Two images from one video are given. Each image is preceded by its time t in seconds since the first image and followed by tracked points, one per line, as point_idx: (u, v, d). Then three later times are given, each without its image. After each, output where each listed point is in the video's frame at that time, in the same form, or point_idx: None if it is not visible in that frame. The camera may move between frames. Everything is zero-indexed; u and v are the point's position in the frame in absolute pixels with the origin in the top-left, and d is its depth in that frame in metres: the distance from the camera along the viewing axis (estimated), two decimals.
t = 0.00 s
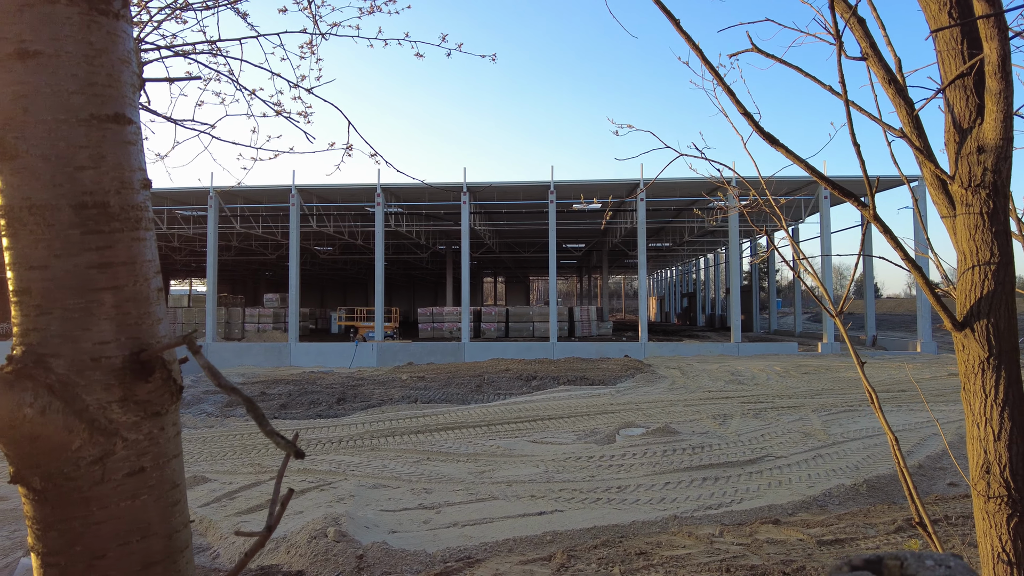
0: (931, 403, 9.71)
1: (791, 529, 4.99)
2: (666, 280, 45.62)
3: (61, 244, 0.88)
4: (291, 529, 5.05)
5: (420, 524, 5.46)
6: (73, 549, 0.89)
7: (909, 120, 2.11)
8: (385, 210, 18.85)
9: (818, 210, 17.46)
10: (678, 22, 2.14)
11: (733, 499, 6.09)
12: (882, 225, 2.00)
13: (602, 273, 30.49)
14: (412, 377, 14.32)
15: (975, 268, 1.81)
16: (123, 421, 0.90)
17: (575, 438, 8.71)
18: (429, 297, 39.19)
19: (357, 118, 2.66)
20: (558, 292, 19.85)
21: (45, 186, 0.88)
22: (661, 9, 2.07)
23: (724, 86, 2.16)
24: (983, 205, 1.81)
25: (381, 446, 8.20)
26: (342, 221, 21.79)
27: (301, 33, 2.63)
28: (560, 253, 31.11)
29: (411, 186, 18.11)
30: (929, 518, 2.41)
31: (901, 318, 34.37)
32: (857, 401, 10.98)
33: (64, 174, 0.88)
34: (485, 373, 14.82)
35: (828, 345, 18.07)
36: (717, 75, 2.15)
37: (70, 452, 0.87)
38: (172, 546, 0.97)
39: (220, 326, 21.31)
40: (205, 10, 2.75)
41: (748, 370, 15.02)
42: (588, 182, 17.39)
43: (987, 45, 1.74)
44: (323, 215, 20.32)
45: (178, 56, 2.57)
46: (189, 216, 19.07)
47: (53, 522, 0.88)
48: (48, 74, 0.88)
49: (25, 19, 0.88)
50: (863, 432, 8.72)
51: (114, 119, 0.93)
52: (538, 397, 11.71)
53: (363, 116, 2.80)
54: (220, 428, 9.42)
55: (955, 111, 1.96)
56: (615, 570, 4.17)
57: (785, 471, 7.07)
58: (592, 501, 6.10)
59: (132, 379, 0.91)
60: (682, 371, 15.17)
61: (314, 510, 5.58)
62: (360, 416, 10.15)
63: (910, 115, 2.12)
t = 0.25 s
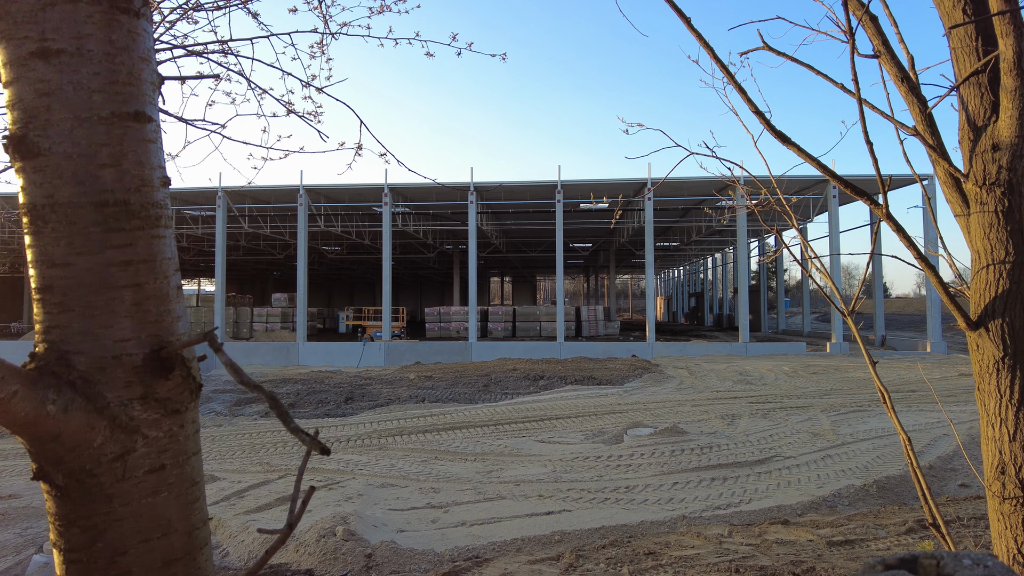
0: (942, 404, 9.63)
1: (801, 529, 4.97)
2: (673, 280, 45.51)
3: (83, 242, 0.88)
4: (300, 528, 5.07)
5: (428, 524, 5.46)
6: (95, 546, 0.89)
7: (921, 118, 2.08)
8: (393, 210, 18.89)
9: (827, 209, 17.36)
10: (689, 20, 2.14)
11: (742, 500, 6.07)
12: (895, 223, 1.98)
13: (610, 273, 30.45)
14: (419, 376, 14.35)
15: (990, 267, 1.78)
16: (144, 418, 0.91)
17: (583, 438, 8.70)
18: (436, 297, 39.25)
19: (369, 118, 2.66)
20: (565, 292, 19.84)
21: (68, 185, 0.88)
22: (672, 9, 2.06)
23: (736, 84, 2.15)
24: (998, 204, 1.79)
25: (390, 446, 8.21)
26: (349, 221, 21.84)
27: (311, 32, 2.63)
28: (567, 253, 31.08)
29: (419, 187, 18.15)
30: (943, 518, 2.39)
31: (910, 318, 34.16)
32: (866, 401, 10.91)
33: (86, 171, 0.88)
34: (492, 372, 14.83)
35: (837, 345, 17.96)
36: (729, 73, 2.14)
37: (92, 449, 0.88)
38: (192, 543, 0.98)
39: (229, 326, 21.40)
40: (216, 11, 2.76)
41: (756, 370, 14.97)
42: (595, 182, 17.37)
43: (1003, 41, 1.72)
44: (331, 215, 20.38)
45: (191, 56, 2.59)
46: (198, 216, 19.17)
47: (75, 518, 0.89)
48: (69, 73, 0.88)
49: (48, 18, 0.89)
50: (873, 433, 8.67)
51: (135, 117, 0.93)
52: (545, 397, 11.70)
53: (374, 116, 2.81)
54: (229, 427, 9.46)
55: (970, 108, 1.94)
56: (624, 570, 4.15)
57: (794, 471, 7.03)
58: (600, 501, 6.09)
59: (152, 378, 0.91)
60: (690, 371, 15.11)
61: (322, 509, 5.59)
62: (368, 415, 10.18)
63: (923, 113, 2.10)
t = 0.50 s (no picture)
0: (955, 405, 9.53)
1: (813, 530, 4.93)
2: (683, 280, 45.34)
3: (110, 240, 0.89)
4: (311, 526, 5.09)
5: (439, 523, 5.47)
6: (122, 543, 0.90)
7: (938, 115, 2.05)
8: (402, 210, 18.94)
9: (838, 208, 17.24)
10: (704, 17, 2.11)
11: (753, 500, 6.04)
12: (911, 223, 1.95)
13: (619, 272, 30.37)
14: (429, 375, 14.37)
15: (1009, 265, 1.76)
16: (169, 415, 0.91)
17: (593, 437, 8.68)
18: (445, 296, 39.32)
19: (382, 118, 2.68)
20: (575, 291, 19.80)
21: (94, 183, 0.89)
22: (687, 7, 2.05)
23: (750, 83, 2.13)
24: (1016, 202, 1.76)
25: (400, 445, 8.24)
26: (359, 221, 21.92)
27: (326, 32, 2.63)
28: (576, 252, 31.04)
29: (428, 186, 18.18)
30: (960, 518, 2.37)
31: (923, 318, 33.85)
32: (880, 402, 10.81)
33: (113, 170, 0.89)
34: (502, 371, 14.83)
35: (849, 344, 17.82)
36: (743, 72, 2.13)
37: (119, 445, 0.88)
38: (216, 539, 0.98)
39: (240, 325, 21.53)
40: (231, 12, 2.77)
41: (766, 370, 14.87)
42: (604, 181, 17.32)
43: None
44: (341, 214, 20.46)
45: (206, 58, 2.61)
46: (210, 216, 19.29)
47: (102, 514, 0.89)
48: (95, 72, 0.89)
49: (75, 17, 0.89)
50: (886, 433, 8.59)
51: (160, 115, 0.94)
52: (555, 396, 11.70)
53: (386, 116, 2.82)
54: (240, 425, 9.53)
55: (988, 106, 1.91)
56: (636, 570, 4.13)
57: (806, 471, 6.98)
58: (610, 501, 6.07)
59: (177, 375, 0.92)
60: (700, 371, 15.04)
61: (333, 507, 5.60)
62: (378, 414, 10.21)
63: (939, 110, 2.06)
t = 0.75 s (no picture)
0: (972, 405, 9.42)
1: (828, 531, 4.89)
2: (695, 279, 45.14)
3: (136, 238, 0.90)
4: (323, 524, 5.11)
5: (451, 521, 5.48)
6: (149, 538, 0.91)
7: (957, 112, 1.97)
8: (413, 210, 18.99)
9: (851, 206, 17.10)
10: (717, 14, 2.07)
11: (766, 500, 6.00)
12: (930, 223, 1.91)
13: (631, 271, 30.28)
14: (440, 375, 14.39)
15: None
16: (196, 412, 0.92)
17: (604, 437, 8.66)
18: (456, 295, 39.37)
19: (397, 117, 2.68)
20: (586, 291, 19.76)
21: (123, 181, 0.90)
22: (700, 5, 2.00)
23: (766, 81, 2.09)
24: None
25: (411, 444, 8.26)
26: (371, 220, 21.99)
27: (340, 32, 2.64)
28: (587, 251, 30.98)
29: (439, 186, 18.21)
30: (979, 518, 2.34)
31: (939, 318, 33.49)
32: (894, 402, 10.70)
33: (141, 168, 0.89)
34: (513, 371, 14.83)
35: (862, 344, 17.66)
36: (758, 70, 2.08)
37: (147, 441, 0.89)
38: (241, 535, 0.99)
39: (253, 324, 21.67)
40: (246, 12, 2.79)
41: (779, 370, 14.77)
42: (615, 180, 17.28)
43: None
44: (352, 214, 20.54)
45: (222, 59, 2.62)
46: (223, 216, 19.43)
47: (130, 510, 0.90)
48: (123, 71, 0.89)
49: (103, 18, 0.90)
50: (901, 433, 8.51)
51: (186, 114, 0.95)
52: (566, 396, 11.68)
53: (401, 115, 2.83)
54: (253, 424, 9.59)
55: (1009, 102, 1.86)
56: (649, 570, 4.11)
57: (819, 472, 6.93)
58: (622, 501, 6.05)
59: (204, 371, 0.92)
60: (713, 371, 14.96)
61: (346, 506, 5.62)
62: (390, 413, 10.24)
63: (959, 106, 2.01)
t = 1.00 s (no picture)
0: (994, 406, 9.26)
1: (847, 532, 4.84)
2: (711, 278, 44.84)
3: (170, 237, 0.91)
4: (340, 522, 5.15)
5: (467, 520, 5.49)
6: (184, 533, 0.92)
7: (983, 109, 1.89)
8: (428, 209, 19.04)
9: (870, 204, 16.88)
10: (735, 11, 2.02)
11: (784, 501, 5.95)
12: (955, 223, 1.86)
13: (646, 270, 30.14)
14: (455, 374, 14.43)
15: None
16: (228, 409, 0.93)
17: (620, 437, 8.63)
18: (471, 295, 39.43)
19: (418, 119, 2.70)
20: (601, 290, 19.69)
21: (156, 180, 0.91)
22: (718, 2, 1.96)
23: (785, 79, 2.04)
24: None
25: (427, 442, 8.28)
26: (386, 220, 22.07)
27: (358, 33, 2.66)
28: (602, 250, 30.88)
29: (454, 186, 18.23)
30: (1005, 521, 2.30)
31: (960, 317, 33.00)
32: (914, 402, 10.55)
33: (174, 169, 0.90)
34: (527, 370, 14.82)
35: (881, 344, 17.43)
36: (777, 67, 2.03)
37: (181, 438, 0.89)
38: (273, 531, 1.00)
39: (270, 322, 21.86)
40: (267, 13, 2.81)
41: (797, 370, 14.63)
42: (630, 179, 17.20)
43: None
44: (368, 214, 20.63)
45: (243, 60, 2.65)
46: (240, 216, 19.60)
47: (165, 505, 0.92)
48: (158, 71, 0.91)
49: (139, 20, 0.91)
50: (921, 434, 8.39)
51: (219, 114, 0.96)
52: (581, 395, 11.65)
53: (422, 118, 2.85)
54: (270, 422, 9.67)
55: None
56: (666, 570, 4.09)
57: (838, 473, 6.85)
58: (638, 501, 6.03)
59: (236, 368, 0.93)
60: (729, 371, 14.86)
61: (362, 504, 5.65)
62: (405, 412, 10.28)
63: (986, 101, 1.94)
